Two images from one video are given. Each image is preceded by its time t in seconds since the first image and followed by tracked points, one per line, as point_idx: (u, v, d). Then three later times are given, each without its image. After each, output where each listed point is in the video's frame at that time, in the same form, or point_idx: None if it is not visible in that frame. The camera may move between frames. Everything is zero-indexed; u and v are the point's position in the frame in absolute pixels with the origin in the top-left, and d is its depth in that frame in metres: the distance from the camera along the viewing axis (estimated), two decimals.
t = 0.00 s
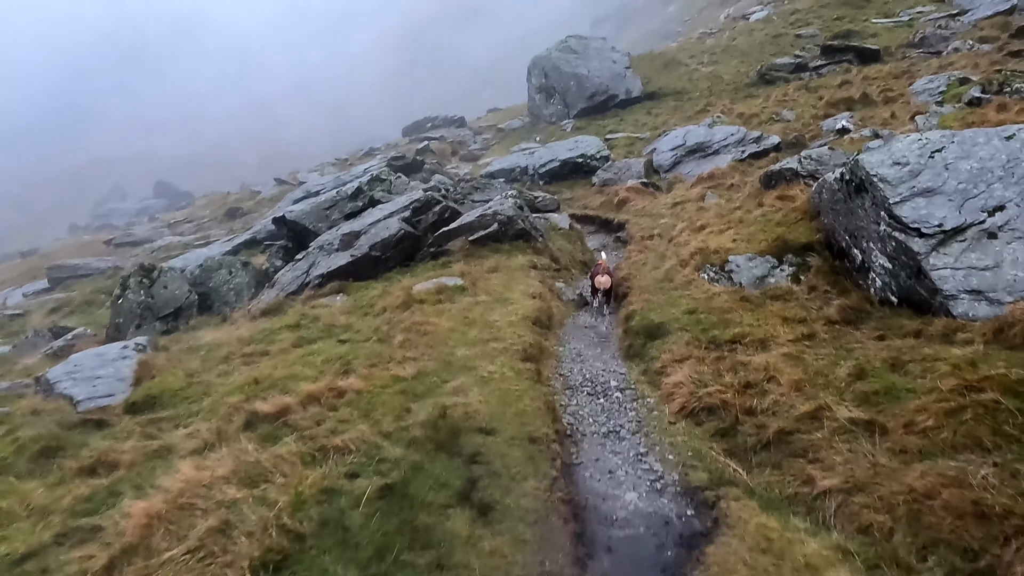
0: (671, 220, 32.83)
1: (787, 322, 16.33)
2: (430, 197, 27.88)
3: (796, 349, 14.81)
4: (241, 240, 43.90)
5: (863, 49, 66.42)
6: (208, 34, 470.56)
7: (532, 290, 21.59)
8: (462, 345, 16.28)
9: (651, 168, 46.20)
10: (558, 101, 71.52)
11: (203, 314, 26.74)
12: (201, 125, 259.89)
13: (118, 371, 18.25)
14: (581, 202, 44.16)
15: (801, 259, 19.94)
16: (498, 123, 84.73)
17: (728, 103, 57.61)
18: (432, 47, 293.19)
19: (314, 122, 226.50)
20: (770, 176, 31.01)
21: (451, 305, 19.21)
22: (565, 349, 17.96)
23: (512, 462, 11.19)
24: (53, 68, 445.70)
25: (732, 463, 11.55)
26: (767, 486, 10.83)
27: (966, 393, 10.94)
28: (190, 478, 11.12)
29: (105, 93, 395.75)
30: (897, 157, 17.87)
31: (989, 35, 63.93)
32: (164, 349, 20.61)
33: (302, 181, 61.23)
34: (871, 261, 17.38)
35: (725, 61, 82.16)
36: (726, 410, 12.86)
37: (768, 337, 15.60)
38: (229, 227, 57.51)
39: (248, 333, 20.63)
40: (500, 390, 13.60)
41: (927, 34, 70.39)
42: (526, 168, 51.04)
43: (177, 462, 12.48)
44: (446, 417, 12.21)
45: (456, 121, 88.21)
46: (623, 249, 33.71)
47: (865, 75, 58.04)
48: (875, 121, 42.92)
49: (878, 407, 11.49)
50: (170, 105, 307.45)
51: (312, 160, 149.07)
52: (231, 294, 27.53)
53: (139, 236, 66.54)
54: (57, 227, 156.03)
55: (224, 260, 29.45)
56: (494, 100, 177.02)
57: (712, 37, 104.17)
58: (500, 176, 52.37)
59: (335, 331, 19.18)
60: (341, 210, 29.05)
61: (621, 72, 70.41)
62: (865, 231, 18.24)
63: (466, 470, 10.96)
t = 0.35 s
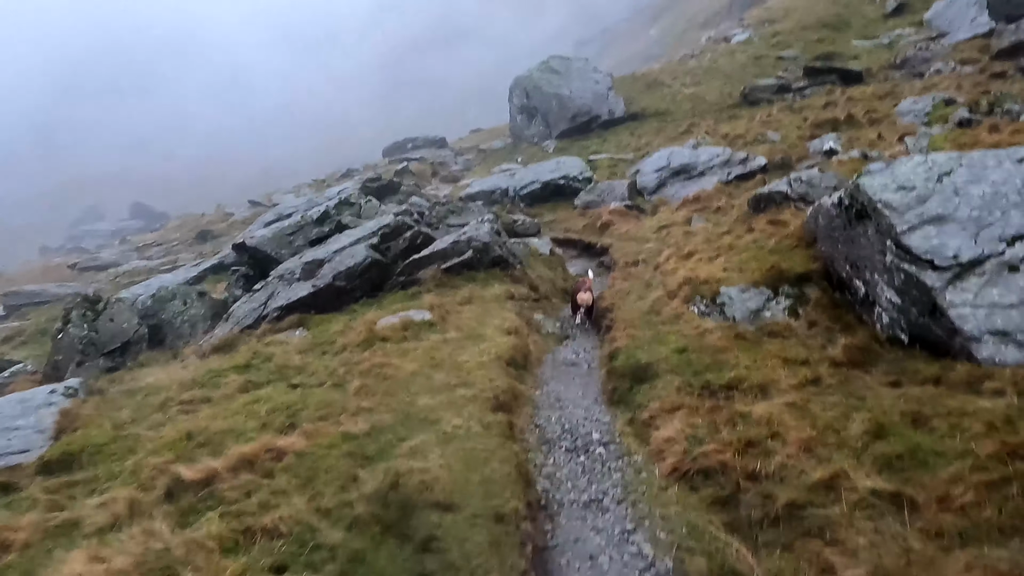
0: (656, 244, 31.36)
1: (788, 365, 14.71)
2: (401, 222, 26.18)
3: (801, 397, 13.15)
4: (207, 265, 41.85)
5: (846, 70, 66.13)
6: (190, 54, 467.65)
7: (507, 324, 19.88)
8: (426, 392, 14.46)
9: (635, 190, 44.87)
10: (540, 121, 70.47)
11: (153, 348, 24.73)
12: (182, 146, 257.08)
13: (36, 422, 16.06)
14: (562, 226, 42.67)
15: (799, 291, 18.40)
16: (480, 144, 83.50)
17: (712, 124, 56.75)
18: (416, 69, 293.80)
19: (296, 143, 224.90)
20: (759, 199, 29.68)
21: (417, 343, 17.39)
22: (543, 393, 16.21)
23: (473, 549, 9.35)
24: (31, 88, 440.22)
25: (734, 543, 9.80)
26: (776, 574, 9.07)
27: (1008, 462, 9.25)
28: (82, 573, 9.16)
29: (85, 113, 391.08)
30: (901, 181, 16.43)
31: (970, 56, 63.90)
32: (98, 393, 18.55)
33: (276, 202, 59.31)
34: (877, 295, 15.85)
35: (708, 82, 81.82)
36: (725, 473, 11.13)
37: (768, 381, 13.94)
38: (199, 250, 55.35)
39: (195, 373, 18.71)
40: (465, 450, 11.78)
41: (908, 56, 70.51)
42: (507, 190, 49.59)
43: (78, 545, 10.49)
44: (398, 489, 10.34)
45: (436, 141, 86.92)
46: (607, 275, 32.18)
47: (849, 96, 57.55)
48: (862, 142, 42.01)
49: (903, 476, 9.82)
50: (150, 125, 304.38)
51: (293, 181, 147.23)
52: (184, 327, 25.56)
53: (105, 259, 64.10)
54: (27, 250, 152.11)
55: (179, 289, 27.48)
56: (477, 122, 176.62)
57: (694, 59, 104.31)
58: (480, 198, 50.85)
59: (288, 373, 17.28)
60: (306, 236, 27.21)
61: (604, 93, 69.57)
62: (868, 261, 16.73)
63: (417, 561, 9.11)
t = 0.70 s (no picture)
0: (655, 270, 29.81)
1: (813, 416, 13.00)
2: (383, 247, 24.53)
3: (832, 457, 11.46)
4: (183, 290, 39.97)
5: (842, 89, 65.34)
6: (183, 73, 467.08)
7: (497, 361, 18.18)
8: (403, 449, 12.68)
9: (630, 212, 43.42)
10: (533, 140, 69.24)
11: (115, 384, 22.86)
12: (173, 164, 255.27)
13: None
14: (556, 248, 41.11)
15: (816, 327, 16.80)
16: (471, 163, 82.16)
17: (708, 144, 55.54)
18: (409, 88, 293.99)
19: (288, 162, 223.56)
20: (763, 223, 28.20)
21: (397, 388, 15.59)
22: (536, 446, 14.44)
23: None
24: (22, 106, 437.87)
25: None
26: None
27: None
28: None
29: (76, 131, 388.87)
30: (931, 209, 14.83)
31: (967, 76, 63.23)
32: (39, 444, 16.62)
33: (261, 223, 57.56)
34: (908, 334, 14.24)
35: (702, 101, 81.04)
36: (754, 562, 9.39)
37: (792, 438, 12.23)
38: (179, 273, 53.41)
39: (149, 419, 16.84)
40: (444, 530, 9.99)
41: (904, 75, 69.90)
42: (498, 211, 48.09)
43: None
44: None
45: (427, 160, 85.55)
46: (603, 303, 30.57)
47: (847, 116, 56.58)
48: (865, 162, 40.78)
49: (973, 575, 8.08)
50: (141, 143, 302.59)
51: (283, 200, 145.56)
52: (149, 361, 23.70)
53: (84, 282, 61.98)
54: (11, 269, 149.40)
55: (145, 319, 25.64)
56: (469, 141, 176.01)
57: (687, 79, 103.81)
58: (471, 219, 49.29)
59: (251, 420, 15.44)
60: (282, 262, 25.44)
61: (598, 112, 68.46)
62: (894, 295, 15.13)
63: None
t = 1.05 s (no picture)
0: (658, 296, 28.28)
1: (848, 476, 11.40)
2: (369, 274, 22.96)
3: (875, 534, 9.83)
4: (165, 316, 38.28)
5: (843, 107, 64.35)
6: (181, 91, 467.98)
7: (489, 403, 16.54)
8: (378, 520, 11.03)
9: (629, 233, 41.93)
10: (529, 159, 68.06)
11: (77, 424, 21.14)
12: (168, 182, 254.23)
13: None
14: (554, 272, 39.55)
15: (841, 366, 15.23)
16: (467, 182, 80.86)
17: (708, 163, 54.33)
18: (406, 106, 294.50)
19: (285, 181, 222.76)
20: (771, 247, 26.70)
21: (376, 438, 13.96)
22: (530, 507, 12.78)
23: None
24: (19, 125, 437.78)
25: None
26: None
27: None
28: None
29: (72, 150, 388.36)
30: (970, 238, 13.31)
31: (970, 93, 62.32)
32: None
33: (250, 244, 56.03)
34: (948, 379, 12.63)
35: (700, 119, 80.13)
36: None
37: (826, 505, 10.61)
38: (165, 295, 51.77)
39: (100, 470, 15.13)
40: None
41: (905, 93, 69.06)
42: (494, 232, 46.66)
43: None
44: None
45: (422, 179, 84.32)
46: (604, 331, 28.99)
47: (849, 134, 55.47)
48: (872, 182, 39.45)
49: None
50: (137, 162, 301.94)
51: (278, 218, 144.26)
52: (116, 398, 22.00)
53: (68, 304, 60.27)
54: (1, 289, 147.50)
55: (114, 351, 23.94)
56: (466, 159, 175.49)
57: (685, 97, 103.13)
58: (466, 240, 47.78)
59: (212, 475, 13.77)
60: (261, 290, 23.82)
61: (595, 130, 67.34)
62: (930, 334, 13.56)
63: None
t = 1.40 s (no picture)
0: (657, 314, 26.60)
1: (883, 539, 9.62)
2: (345, 290, 21.21)
3: None
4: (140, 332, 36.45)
5: (845, 116, 63.05)
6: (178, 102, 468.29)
7: (470, 438, 14.78)
8: None
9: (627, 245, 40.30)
10: (524, 169, 66.57)
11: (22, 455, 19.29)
12: (164, 194, 253.14)
13: None
14: (548, 286, 37.87)
15: (865, 399, 13.48)
16: (462, 193, 79.33)
17: (708, 173, 52.83)
18: (403, 118, 294.10)
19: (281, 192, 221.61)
20: (778, 260, 25.04)
21: (335, 484, 12.20)
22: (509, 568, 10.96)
23: None
24: (17, 136, 436.65)
25: None
26: None
27: None
28: None
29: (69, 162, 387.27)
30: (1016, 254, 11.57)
31: (974, 103, 61.07)
32: None
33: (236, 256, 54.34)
34: (995, 417, 10.81)
35: (698, 130, 78.85)
36: None
37: None
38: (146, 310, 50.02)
39: (24, 517, 13.32)
40: None
41: (907, 103, 67.85)
42: (486, 244, 45.02)
43: None
44: None
45: (416, 190, 82.79)
46: (600, 349, 27.31)
47: (852, 144, 54.06)
48: (879, 193, 37.90)
49: None
50: (134, 174, 300.84)
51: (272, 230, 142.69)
52: (67, 426, 20.15)
53: (48, 318, 58.43)
54: None
55: (69, 373, 22.07)
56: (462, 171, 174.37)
57: (683, 107, 102.00)
58: (458, 253, 46.12)
59: (145, 527, 11.98)
60: (229, 308, 22.02)
61: (592, 140, 65.93)
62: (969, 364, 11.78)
63: None
